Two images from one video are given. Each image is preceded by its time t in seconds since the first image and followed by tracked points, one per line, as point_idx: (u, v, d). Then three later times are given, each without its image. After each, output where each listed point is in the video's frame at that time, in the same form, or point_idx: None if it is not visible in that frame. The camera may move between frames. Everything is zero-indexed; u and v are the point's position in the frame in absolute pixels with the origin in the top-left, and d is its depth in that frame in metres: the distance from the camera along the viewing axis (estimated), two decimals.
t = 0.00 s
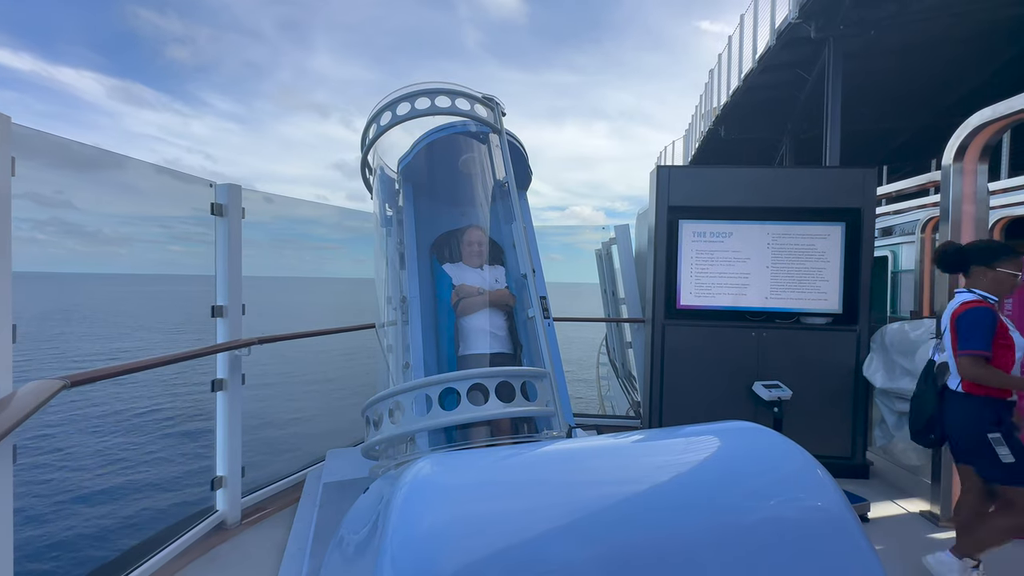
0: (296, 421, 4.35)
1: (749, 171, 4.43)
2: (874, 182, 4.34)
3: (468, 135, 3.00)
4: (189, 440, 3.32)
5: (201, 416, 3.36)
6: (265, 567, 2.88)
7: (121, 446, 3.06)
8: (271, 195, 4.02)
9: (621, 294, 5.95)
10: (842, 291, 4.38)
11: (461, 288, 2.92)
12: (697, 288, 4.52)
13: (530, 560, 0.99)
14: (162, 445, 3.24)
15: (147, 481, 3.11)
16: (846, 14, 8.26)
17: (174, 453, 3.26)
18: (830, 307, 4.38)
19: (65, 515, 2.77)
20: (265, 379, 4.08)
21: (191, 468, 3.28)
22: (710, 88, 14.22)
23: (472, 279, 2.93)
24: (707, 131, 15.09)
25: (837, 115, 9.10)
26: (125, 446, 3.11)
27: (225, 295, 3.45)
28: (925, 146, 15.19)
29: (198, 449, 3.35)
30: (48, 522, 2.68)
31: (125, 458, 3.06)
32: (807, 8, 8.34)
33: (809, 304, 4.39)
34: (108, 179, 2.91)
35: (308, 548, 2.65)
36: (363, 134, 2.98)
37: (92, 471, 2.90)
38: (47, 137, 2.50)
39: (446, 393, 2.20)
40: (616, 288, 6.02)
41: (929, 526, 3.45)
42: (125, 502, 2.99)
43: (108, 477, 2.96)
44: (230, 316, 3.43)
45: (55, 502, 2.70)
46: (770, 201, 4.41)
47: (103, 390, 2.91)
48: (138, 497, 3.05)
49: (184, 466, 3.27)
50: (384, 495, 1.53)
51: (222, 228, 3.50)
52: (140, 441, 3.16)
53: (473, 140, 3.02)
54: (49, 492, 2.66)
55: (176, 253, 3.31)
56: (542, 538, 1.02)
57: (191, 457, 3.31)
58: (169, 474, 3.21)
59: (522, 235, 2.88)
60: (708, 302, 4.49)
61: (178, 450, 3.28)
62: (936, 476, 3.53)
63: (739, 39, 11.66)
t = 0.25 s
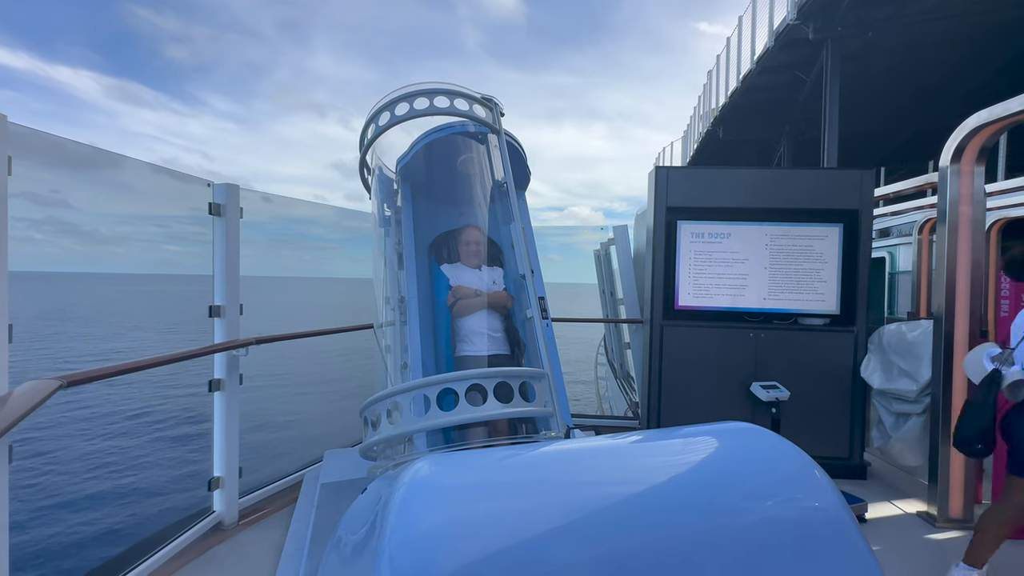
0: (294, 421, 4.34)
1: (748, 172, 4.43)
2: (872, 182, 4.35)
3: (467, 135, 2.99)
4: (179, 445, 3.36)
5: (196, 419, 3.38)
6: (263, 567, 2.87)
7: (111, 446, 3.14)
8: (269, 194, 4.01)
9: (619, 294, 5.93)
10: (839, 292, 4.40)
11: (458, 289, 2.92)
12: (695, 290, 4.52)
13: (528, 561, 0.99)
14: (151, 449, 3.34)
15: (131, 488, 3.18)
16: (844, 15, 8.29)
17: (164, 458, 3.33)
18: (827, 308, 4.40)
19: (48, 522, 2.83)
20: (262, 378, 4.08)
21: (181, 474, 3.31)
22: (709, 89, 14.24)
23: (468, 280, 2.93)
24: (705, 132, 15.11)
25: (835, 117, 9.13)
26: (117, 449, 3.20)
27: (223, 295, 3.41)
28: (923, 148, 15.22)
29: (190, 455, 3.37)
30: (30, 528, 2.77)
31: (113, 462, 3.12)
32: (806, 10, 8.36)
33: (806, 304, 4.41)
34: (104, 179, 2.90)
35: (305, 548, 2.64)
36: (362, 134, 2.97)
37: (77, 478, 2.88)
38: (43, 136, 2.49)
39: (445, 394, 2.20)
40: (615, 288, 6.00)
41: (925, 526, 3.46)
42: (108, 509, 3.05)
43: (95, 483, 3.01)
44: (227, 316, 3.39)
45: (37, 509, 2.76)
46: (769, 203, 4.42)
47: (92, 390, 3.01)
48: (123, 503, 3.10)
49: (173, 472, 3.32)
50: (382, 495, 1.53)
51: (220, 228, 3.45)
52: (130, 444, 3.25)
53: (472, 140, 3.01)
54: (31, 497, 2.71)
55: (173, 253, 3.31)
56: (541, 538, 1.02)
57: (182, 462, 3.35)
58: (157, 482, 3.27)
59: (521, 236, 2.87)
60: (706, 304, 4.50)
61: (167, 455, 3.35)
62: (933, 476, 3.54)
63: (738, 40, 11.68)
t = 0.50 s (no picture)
0: (292, 422, 4.33)
1: (746, 173, 4.44)
2: (869, 184, 4.36)
3: (466, 136, 2.99)
4: (169, 448, 3.31)
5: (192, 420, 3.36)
6: (260, 568, 2.87)
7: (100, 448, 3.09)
8: (266, 194, 4.00)
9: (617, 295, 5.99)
10: (837, 294, 4.41)
11: (456, 289, 2.92)
12: (694, 291, 4.53)
13: (526, 561, 0.99)
14: (141, 452, 3.29)
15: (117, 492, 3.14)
16: (841, 17, 8.33)
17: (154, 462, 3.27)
18: (825, 310, 4.41)
19: (30, 527, 2.77)
20: (260, 379, 4.08)
21: (168, 478, 3.24)
22: (707, 90, 14.25)
23: (466, 281, 2.94)
24: (703, 133, 15.14)
25: (832, 118, 9.16)
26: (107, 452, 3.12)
27: (221, 295, 3.35)
28: (920, 150, 15.27)
29: (178, 459, 3.32)
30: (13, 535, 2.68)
31: (100, 466, 3.08)
32: (804, 12, 8.39)
33: (804, 305, 4.42)
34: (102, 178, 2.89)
35: (303, 549, 2.64)
36: (361, 134, 2.98)
37: (61, 482, 2.88)
38: (41, 135, 2.47)
39: (443, 394, 2.19)
40: (612, 289, 6.05)
41: (922, 526, 3.47)
42: (94, 514, 3.01)
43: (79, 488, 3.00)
44: (226, 317, 3.34)
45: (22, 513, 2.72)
46: (767, 204, 4.42)
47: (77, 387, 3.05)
48: (110, 508, 3.05)
49: (161, 477, 3.24)
50: (380, 496, 1.53)
51: (217, 228, 3.39)
52: (119, 447, 3.18)
53: (471, 141, 3.01)
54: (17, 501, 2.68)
55: (173, 253, 3.30)
56: (537, 540, 1.02)
57: (170, 466, 3.29)
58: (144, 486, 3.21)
59: (519, 236, 2.87)
60: (704, 305, 4.51)
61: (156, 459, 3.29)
62: (929, 477, 3.55)
63: (735, 42, 11.69)
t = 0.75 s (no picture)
0: (288, 423, 4.32)
1: (743, 174, 4.45)
2: (865, 185, 4.38)
3: (463, 136, 2.98)
4: (154, 452, 3.32)
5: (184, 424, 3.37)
6: (256, 569, 2.87)
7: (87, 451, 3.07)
8: (262, 193, 3.98)
9: (615, 296, 6.10)
10: (833, 294, 4.42)
11: (453, 288, 2.92)
12: (691, 291, 4.53)
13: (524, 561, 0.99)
14: (129, 456, 3.29)
15: (104, 497, 3.09)
16: (838, 19, 8.35)
17: (142, 467, 3.30)
18: (822, 310, 4.42)
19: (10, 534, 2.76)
20: (256, 379, 4.07)
21: (155, 484, 3.22)
22: (704, 91, 14.26)
23: (463, 280, 2.94)
24: (700, 134, 15.19)
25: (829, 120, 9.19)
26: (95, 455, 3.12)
27: (217, 295, 3.32)
28: (916, 151, 15.33)
29: (162, 464, 3.29)
30: None
31: (85, 470, 3.04)
32: (801, 13, 8.41)
33: (800, 306, 4.43)
34: (97, 177, 2.88)
35: (300, 550, 2.63)
36: (357, 133, 2.95)
37: (42, 488, 2.88)
38: (34, 133, 2.48)
39: (441, 395, 2.19)
40: (610, 291, 6.17)
41: (917, 526, 3.48)
42: (75, 520, 2.90)
43: (63, 492, 2.96)
44: (222, 316, 3.31)
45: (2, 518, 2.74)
46: (764, 205, 4.43)
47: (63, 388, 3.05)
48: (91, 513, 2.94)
49: (147, 483, 3.24)
50: (377, 497, 1.53)
51: (214, 227, 3.37)
52: (107, 451, 3.17)
53: (468, 140, 3.00)
54: None
55: (168, 252, 3.23)
56: (535, 540, 1.02)
57: (155, 471, 3.28)
58: (130, 492, 3.21)
59: (517, 236, 2.86)
60: (701, 305, 4.52)
61: (143, 463, 3.32)
62: (925, 477, 3.56)
63: (733, 43, 11.71)
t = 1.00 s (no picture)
0: (283, 423, 4.31)
1: (738, 175, 4.47)
2: (858, 186, 4.41)
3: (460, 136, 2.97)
4: (139, 455, 3.45)
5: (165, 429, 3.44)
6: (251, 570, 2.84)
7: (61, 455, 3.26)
8: (257, 192, 3.97)
9: (610, 296, 6.17)
10: (827, 295, 4.44)
11: (450, 289, 2.91)
12: (687, 291, 4.54)
13: (518, 561, 0.99)
14: (113, 460, 3.35)
15: (87, 501, 3.22)
16: (832, 21, 8.40)
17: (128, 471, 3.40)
18: (816, 311, 4.44)
19: None
20: (250, 379, 4.06)
21: (138, 488, 3.31)
22: (700, 92, 14.30)
23: (460, 281, 2.94)
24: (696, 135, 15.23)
25: (823, 121, 9.23)
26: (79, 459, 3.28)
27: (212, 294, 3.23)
28: (910, 153, 15.40)
29: (147, 468, 3.41)
30: None
31: (67, 475, 3.22)
32: (796, 16, 8.45)
33: (795, 306, 4.46)
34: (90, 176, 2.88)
35: (294, 551, 2.63)
36: (353, 132, 2.91)
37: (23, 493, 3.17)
38: (23, 131, 2.52)
39: (437, 395, 2.18)
40: (605, 291, 6.26)
41: (910, 525, 3.50)
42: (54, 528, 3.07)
43: (42, 498, 3.21)
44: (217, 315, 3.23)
45: None
46: (759, 206, 4.45)
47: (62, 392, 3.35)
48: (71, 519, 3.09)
49: (130, 488, 3.33)
50: (372, 498, 1.53)
51: (208, 225, 3.27)
52: (91, 455, 3.29)
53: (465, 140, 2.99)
54: None
55: (161, 251, 3.17)
56: (529, 541, 1.02)
57: (140, 476, 3.39)
58: (113, 496, 3.27)
59: (514, 237, 2.87)
60: (697, 305, 4.53)
61: (127, 468, 3.41)
62: (918, 476, 3.58)
63: (728, 44, 11.75)
